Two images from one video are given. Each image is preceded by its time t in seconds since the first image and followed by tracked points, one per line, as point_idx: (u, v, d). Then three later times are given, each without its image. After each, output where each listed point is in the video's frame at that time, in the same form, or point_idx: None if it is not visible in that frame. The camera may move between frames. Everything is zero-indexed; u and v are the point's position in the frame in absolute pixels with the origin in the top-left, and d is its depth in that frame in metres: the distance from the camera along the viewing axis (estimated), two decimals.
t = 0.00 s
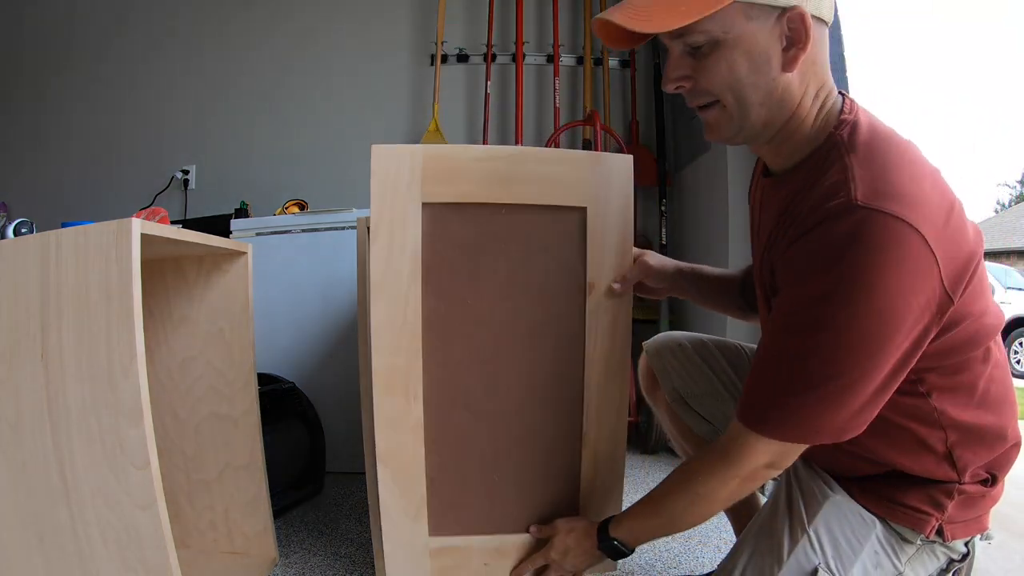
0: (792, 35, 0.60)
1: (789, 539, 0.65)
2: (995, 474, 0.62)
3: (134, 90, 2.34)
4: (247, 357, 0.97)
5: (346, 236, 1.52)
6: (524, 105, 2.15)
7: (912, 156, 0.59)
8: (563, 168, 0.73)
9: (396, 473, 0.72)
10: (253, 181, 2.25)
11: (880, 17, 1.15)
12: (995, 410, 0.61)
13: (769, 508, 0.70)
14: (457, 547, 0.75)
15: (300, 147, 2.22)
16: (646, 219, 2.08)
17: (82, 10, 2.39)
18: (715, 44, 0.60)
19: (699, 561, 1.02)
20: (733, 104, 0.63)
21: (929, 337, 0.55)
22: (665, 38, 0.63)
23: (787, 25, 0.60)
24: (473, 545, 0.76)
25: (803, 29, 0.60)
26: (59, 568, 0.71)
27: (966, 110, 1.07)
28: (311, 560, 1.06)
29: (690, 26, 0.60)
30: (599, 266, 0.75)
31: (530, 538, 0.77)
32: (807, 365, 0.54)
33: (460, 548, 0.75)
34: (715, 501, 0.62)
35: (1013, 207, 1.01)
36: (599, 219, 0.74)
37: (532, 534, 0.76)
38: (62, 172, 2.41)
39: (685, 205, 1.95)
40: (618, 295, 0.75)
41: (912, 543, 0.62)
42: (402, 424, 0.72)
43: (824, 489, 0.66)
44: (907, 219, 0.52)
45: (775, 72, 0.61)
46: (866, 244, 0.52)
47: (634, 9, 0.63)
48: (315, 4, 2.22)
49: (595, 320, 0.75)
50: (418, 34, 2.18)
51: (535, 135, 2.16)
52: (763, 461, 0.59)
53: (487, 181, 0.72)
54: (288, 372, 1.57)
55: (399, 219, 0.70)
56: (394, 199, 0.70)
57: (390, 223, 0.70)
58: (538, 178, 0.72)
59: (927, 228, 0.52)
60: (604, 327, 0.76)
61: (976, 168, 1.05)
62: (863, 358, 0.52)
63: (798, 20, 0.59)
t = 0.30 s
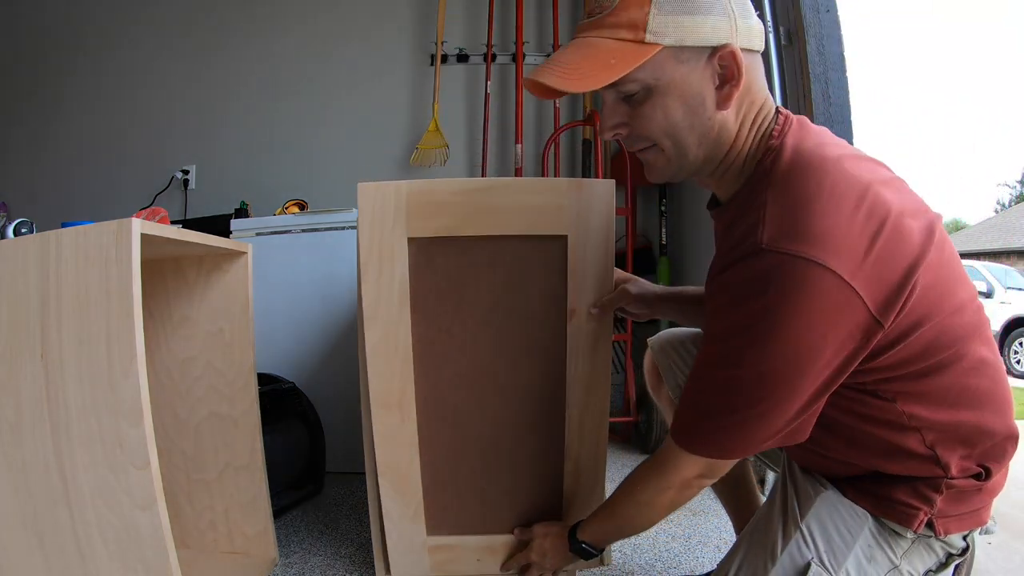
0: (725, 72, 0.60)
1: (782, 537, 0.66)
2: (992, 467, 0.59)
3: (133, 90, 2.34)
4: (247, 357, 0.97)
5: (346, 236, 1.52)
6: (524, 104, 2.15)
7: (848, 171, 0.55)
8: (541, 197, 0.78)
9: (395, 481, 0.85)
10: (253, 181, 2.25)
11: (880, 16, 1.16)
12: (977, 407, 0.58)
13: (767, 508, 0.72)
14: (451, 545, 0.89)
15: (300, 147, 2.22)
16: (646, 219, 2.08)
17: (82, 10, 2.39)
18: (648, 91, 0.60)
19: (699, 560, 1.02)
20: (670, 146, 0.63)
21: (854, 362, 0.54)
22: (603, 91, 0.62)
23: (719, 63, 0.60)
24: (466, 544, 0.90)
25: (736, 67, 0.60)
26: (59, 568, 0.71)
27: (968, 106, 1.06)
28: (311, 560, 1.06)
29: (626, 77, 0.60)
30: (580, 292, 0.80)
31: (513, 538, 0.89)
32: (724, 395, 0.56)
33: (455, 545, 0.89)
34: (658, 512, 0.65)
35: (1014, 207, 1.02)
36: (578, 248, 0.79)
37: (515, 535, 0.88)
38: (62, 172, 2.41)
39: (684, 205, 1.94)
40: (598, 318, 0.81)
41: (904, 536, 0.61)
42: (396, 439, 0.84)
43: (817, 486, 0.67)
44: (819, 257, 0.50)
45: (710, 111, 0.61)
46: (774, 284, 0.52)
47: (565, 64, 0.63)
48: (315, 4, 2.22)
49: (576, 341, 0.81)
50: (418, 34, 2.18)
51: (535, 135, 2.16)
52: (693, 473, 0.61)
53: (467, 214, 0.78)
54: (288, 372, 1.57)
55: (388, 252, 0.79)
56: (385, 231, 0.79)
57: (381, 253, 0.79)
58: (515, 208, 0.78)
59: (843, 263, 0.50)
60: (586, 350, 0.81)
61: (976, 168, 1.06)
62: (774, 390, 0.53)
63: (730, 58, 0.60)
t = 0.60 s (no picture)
0: (685, 99, 0.61)
1: (778, 538, 0.67)
2: (986, 461, 0.59)
3: (133, 90, 2.34)
4: (247, 357, 0.97)
5: (347, 236, 1.52)
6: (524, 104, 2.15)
7: (807, 180, 0.55)
8: (538, 216, 0.80)
9: (394, 483, 0.87)
10: (253, 181, 2.25)
11: (879, 16, 1.19)
12: (963, 404, 0.58)
13: (764, 508, 0.73)
14: (447, 548, 0.89)
15: (299, 147, 2.22)
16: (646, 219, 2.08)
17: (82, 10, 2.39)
18: (611, 122, 0.61)
19: (699, 560, 1.02)
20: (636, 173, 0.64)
21: (820, 372, 0.54)
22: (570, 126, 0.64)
23: (677, 90, 0.61)
24: (461, 547, 0.89)
25: (695, 93, 0.60)
26: (59, 568, 0.71)
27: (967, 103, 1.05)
28: (311, 560, 1.06)
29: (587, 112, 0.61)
30: (574, 305, 0.81)
31: (505, 543, 0.88)
32: (694, 410, 0.56)
33: (451, 548, 0.89)
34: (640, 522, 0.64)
35: (1013, 207, 1.01)
36: (573, 266, 0.81)
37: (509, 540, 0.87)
38: (62, 172, 2.41)
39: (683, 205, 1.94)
40: (592, 331, 0.82)
41: (902, 535, 0.61)
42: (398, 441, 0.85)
43: (813, 486, 0.68)
44: (777, 274, 0.50)
45: (673, 137, 0.62)
46: (733, 303, 0.52)
47: (527, 102, 0.64)
48: (314, 3, 2.22)
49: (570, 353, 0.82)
50: (418, 34, 2.18)
51: (535, 135, 2.16)
52: (669, 485, 0.61)
53: (463, 231, 0.80)
54: (288, 372, 1.57)
55: (390, 264, 0.81)
56: (386, 246, 0.81)
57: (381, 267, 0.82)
58: (510, 225, 0.80)
59: (801, 277, 0.50)
60: (579, 359, 0.82)
61: (976, 168, 1.05)
62: (739, 405, 0.53)
63: (687, 85, 0.60)
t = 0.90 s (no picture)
0: (678, 110, 0.61)
1: (779, 538, 0.67)
2: (987, 463, 0.59)
3: (133, 90, 2.34)
4: (247, 357, 0.97)
5: (347, 236, 1.52)
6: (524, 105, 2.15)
7: (802, 186, 0.55)
8: (531, 220, 0.80)
9: (394, 483, 0.87)
10: (253, 181, 2.25)
11: (879, 16, 1.19)
12: (962, 407, 0.57)
13: (766, 507, 0.73)
14: (443, 547, 0.88)
15: (300, 147, 2.22)
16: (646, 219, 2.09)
17: (81, 10, 2.39)
18: (605, 135, 0.62)
19: (699, 560, 1.02)
20: (631, 185, 0.64)
21: (817, 377, 0.54)
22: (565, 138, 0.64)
23: (671, 101, 0.61)
24: (458, 545, 0.88)
25: (688, 104, 0.60)
26: (59, 568, 0.71)
27: (967, 98, 1.04)
28: (311, 560, 1.06)
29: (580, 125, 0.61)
30: (567, 303, 0.81)
31: (503, 541, 0.87)
32: (692, 418, 0.56)
33: (448, 546, 0.88)
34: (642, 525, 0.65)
35: (1014, 207, 1.02)
36: (566, 267, 0.81)
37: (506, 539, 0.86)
38: (61, 172, 2.41)
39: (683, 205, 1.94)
40: (585, 329, 0.81)
41: (903, 535, 0.61)
42: (397, 440, 0.85)
43: (814, 487, 0.68)
44: (771, 281, 0.50)
45: (667, 149, 0.62)
46: (728, 311, 0.52)
47: (522, 115, 0.64)
48: (315, 3, 2.22)
49: (563, 350, 0.82)
50: (419, 34, 2.18)
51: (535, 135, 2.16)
52: (666, 489, 0.61)
53: (458, 235, 0.81)
54: (288, 372, 1.57)
55: (388, 266, 0.83)
56: (383, 249, 0.83)
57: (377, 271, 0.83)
58: (506, 229, 0.81)
59: (795, 284, 0.50)
60: (573, 355, 0.82)
61: (976, 169, 1.04)
62: (735, 413, 0.53)
63: (680, 96, 0.60)
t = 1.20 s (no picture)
0: (673, 119, 0.61)
1: (781, 538, 0.67)
2: (988, 467, 0.59)
3: (133, 89, 2.34)
4: (247, 357, 0.97)
5: (347, 236, 1.52)
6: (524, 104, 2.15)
7: (797, 190, 0.55)
8: (533, 221, 0.81)
9: (388, 488, 0.86)
10: (253, 181, 2.25)
11: (879, 16, 1.19)
12: (962, 409, 0.57)
13: (767, 507, 0.73)
14: (439, 551, 0.87)
15: (300, 147, 2.22)
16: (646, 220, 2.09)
17: (81, 9, 2.39)
18: (602, 145, 0.62)
19: (699, 561, 1.02)
20: (629, 195, 0.65)
21: (815, 380, 0.54)
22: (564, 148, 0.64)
23: (666, 111, 0.61)
24: (453, 549, 0.87)
25: (683, 113, 0.60)
26: (59, 567, 0.71)
27: (967, 98, 1.04)
28: (311, 560, 1.06)
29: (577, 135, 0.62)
30: (567, 305, 0.82)
31: (500, 544, 0.87)
32: (692, 422, 0.56)
33: (444, 550, 0.87)
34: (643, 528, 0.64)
35: (1014, 206, 1.02)
36: (566, 268, 0.82)
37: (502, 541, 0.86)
38: (61, 172, 2.41)
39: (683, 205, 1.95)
40: (584, 330, 0.82)
41: (904, 536, 0.61)
42: (391, 445, 0.84)
43: (816, 487, 0.68)
44: (767, 286, 0.50)
45: (663, 158, 0.62)
46: (724, 316, 0.52)
47: (521, 127, 0.64)
48: (315, 3, 2.22)
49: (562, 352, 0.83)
50: (419, 33, 2.18)
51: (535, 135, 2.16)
52: (663, 489, 0.61)
53: (460, 236, 0.81)
54: (288, 372, 1.57)
55: (389, 269, 0.82)
56: (385, 249, 0.82)
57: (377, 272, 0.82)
58: (503, 233, 0.81)
59: (791, 288, 0.50)
60: (572, 361, 0.82)
61: (975, 169, 1.05)
62: (733, 416, 0.53)
63: (675, 106, 0.60)
